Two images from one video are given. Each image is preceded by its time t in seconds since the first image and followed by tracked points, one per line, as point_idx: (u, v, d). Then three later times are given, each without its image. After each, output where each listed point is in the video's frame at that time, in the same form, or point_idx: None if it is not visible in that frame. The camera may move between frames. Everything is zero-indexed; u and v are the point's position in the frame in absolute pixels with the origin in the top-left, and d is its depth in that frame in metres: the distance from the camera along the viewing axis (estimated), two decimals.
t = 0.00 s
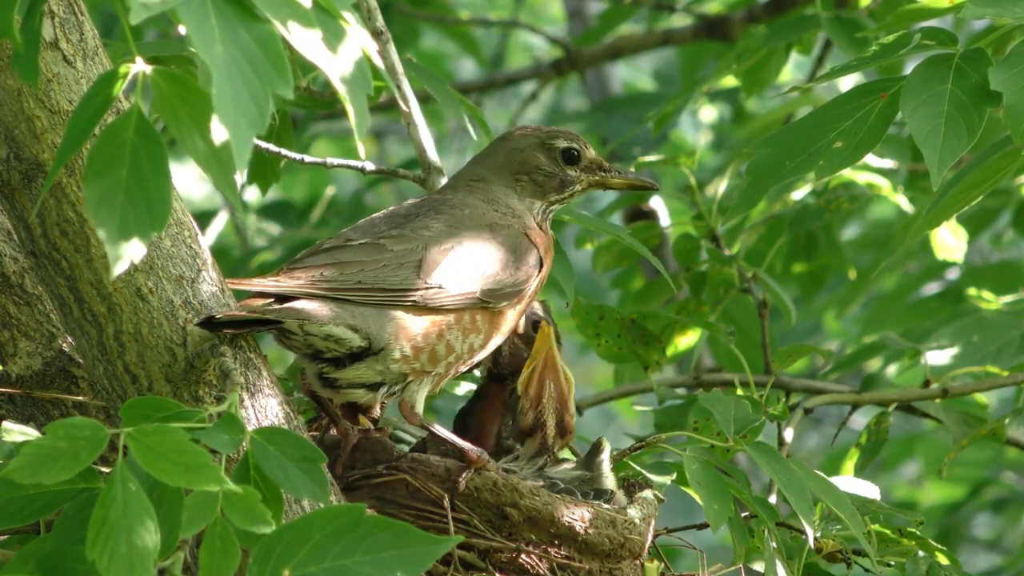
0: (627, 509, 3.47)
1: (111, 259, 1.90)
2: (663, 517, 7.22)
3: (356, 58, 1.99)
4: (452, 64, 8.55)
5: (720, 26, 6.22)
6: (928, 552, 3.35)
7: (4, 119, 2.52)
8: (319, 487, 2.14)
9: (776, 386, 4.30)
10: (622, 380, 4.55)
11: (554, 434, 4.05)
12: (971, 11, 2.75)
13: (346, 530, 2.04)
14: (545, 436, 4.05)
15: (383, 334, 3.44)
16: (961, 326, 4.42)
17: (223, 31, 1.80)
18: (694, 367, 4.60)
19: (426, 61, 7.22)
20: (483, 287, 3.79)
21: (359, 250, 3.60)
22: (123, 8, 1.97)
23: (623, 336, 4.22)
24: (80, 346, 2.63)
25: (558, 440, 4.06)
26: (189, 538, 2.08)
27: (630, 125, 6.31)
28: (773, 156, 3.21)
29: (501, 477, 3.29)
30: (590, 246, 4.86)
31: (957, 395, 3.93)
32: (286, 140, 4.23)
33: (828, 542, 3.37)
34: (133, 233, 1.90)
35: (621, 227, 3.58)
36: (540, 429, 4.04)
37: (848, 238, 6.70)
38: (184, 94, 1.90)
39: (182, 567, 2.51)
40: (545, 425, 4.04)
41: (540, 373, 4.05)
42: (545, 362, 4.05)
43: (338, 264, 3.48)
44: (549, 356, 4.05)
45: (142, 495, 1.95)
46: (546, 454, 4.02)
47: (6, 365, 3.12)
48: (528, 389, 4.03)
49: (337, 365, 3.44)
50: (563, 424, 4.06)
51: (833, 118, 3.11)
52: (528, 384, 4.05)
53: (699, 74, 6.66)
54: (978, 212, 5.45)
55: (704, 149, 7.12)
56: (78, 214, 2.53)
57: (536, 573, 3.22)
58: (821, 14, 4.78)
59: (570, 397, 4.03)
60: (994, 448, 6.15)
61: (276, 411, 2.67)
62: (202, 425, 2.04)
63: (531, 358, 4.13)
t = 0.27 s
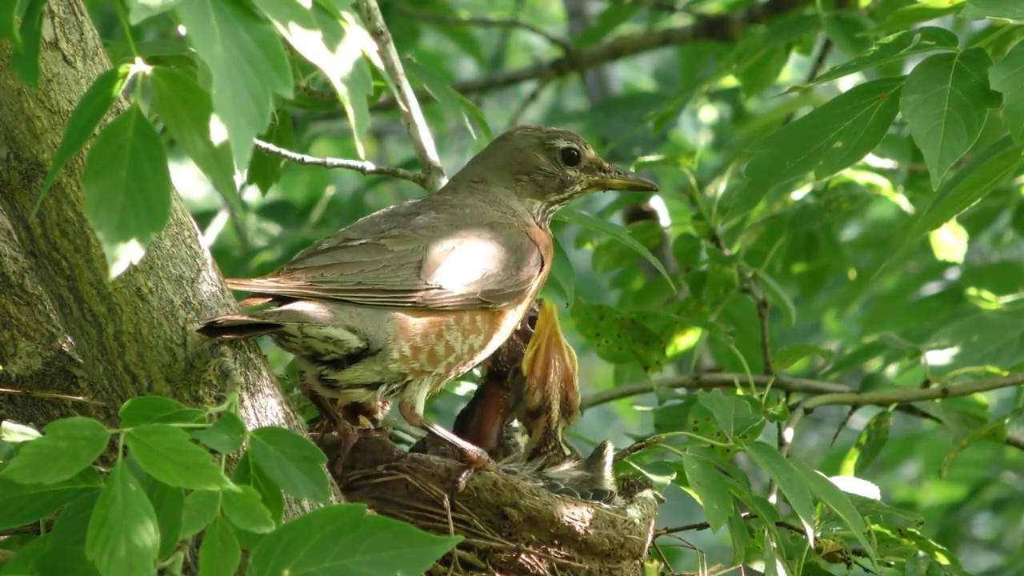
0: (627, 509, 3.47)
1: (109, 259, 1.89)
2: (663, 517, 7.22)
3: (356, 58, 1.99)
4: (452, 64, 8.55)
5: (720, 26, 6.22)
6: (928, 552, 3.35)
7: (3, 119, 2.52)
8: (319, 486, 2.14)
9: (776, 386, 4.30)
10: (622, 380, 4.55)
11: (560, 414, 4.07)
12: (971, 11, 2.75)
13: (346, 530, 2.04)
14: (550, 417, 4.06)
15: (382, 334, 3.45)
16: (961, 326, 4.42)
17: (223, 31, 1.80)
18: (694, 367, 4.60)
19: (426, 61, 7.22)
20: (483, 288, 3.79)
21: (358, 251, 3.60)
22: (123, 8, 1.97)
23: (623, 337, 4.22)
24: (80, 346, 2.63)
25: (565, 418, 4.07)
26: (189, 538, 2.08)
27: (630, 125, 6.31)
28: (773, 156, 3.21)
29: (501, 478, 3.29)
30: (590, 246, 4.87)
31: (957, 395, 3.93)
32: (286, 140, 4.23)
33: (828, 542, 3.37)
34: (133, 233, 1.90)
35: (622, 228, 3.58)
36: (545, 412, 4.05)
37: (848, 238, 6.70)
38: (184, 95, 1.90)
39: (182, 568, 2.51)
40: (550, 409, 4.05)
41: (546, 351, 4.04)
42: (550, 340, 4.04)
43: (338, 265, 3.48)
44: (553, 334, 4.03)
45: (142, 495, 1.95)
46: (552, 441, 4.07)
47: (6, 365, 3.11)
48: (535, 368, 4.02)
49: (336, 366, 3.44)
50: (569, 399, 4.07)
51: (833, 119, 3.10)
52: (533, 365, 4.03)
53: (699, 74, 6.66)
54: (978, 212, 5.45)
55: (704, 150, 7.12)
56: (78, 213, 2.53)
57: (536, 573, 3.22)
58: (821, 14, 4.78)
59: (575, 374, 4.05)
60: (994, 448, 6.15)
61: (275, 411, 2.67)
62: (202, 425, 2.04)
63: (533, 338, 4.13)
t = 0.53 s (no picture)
0: (628, 509, 3.45)
1: (109, 259, 1.86)
2: (663, 517, 7.22)
3: (357, 59, 1.99)
4: (452, 63, 8.55)
5: (720, 26, 6.22)
6: (928, 551, 3.35)
7: (4, 119, 2.53)
8: (319, 486, 2.13)
9: (776, 386, 4.30)
10: (622, 381, 4.55)
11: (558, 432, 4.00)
12: (971, 11, 2.75)
13: (346, 529, 2.04)
14: (547, 433, 4.00)
15: (381, 333, 3.44)
16: (961, 326, 4.42)
17: (224, 30, 1.80)
18: (694, 368, 4.60)
19: (427, 61, 7.22)
20: (483, 285, 3.79)
21: (358, 250, 3.60)
22: (123, 7, 1.97)
23: (622, 336, 4.22)
24: (81, 345, 2.63)
25: (560, 438, 3.99)
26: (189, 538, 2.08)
27: (630, 125, 6.31)
28: (773, 157, 3.22)
29: (501, 478, 3.29)
30: (590, 246, 4.87)
31: (957, 395, 3.93)
32: (287, 140, 4.23)
33: (828, 542, 3.37)
34: (133, 233, 1.88)
35: (622, 227, 3.58)
36: (543, 428, 3.99)
37: (849, 238, 6.70)
38: (184, 94, 1.90)
39: (182, 568, 2.51)
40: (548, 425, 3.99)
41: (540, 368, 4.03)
42: (542, 358, 4.05)
43: (337, 264, 3.49)
44: (545, 353, 4.05)
45: (143, 495, 1.95)
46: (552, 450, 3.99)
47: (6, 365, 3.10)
48: (530, 382, 4.01)
49: (335, 365, 3.44)
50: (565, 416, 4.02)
51: (834, 119, 3.11)
52: (528, 380, 4.02)
53: (700, 73, 6.66)
54: (979, 213, 5.45)
55: (704, 149, 7.12)
56: (79, 213, 2.53)
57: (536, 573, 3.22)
58: (821, 14, 4.78)
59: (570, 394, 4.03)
60: (994, 448, 6.15)
61: (275, 411, 2.67)
62: (202, 425, 2.04)
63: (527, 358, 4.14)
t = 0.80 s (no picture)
0: (628, 509, 3.44)
1: (111, 259, 1.86)
2: (663, 517, 7.22)
3: (357, 59, 1.99)
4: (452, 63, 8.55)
5: (720, 26, 6.22)
6: (928, 551, 3.35)
7: (4, 119, 2.53)
8: (319, 486, 2.13)
9: (776, 386, 4.30)
10: (622, 381, 4.55)
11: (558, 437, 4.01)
12: (971, 11, 2.75)
13: (347, 529, 2.04)
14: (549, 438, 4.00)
15: (381, 333, 3.44)
16: (961, 326, 4.42)
17: (224, 31, 1.80)
18: (694, 368, 4.60)
19: (427, 61, 7.22)
20: (483, 285, 3.79)
21: (358, 249, 3.60)
22: (124, 7, 1.97)
23: (622, 336, 4.22)
24: (81, 345, 2.64)
25: (560, 443, 4.01)
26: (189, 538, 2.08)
27: (630, 125, 6.31)
28: (773, 157, 3.21)
29: (501, 478, 3.30)
30: (590, 246, 4.87)
31: (957, 395, 3.93)
32: (286, 140, 4.23)
33: (828, 542, 3.37)
34: (134, 232, 1.88)
35: (622, 227, 3.58)
36: (545, 433, 3.99)
37: (849, 237, 6.70)
38: (184, 93, 1.90)
39: (182, 568, 2.51)
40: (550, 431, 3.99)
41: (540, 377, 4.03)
42: (544, 366, 4.05)
43: (337, 264, 3.48)
44: (546, 361, 4.05)
45: (142, 495, 1.95)
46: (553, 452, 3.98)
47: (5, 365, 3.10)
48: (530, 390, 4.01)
49: (335, 365, 3.44)
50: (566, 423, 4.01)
51: (834, 120, 3.11)
52: (528, 387, 4.03)
53: (700, 73, 6.66)
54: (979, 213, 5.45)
55: (704, 149, 7.12)
56: (79, 213, 2.53)
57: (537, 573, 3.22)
58: (821, 14, 4.78)
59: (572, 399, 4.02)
60: (994, 448, 6.15)
61: (275, 411, 2.66)
62: (202, 425, 2.04)
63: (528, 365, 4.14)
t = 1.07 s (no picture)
0: (628, 509, 3.44)
1: (112, 259, 1.86)
2: (663, 517, 7.22)
3: (357, 59, 1.99)
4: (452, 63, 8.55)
5: (720, 26, 6.22)
6: (928, 551, 3.35)
7: (4, 119, 2.53)
8: (319, 486, 2.13)
9: (776, 386, 4.30)
10: (622, 381, 4.55)
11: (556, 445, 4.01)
12: (972, 11, 2.75)
13: (347, 529, 2.04)
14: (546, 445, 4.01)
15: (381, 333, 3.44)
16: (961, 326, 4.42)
17: (224, 31, 1.80)
18: (694, 368, 4.60)
19: (427, 61, 7.22)
20: (484, 284, 3.79)
21: (358, 249, 3.60)
22: (124, 6, 1.97)
23: (622, 337, 4.22)
24: (81, 345, 2.64)
25: (559, 451, 4.01)
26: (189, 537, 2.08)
27: (630, 125, 6.31)
28: (774, 157, 3.21)
29: (501, 478, 3.29)
30: (590, 246, 4.87)
31: (957, 395, 3.93)
32: (286, 140, 4.23)
33: (828, 542, 3.37)
34: (135, 232, 1.88)
35: (622, 227, 3.58)
36: (542, 441, 4.01)
37: (849, 237, 6.70)
38: (184, 93, 1.90)
39: (182, 568, 2.51)
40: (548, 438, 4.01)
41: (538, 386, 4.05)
42: (540, 376, 4.07)
43: (337, 264, 3.49)
44: (544, 370, 4.07)
45: (143, 495, 1.95)
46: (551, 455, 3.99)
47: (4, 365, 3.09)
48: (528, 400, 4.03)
49: (334, 365, 3.44)
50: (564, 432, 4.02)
51: (835, 120, 3.11)
52: (527, 397, 4.05)
53: (700, 74, 6.66)
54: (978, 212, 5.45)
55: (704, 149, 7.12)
56: (79, 213, 2.53)
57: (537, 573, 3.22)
58: (821, 14, 4.78)
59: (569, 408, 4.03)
60: (994, 448, 6.14)
61: (275, 411, 2.66)
62: (202, 425, 2.04)
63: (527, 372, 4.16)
